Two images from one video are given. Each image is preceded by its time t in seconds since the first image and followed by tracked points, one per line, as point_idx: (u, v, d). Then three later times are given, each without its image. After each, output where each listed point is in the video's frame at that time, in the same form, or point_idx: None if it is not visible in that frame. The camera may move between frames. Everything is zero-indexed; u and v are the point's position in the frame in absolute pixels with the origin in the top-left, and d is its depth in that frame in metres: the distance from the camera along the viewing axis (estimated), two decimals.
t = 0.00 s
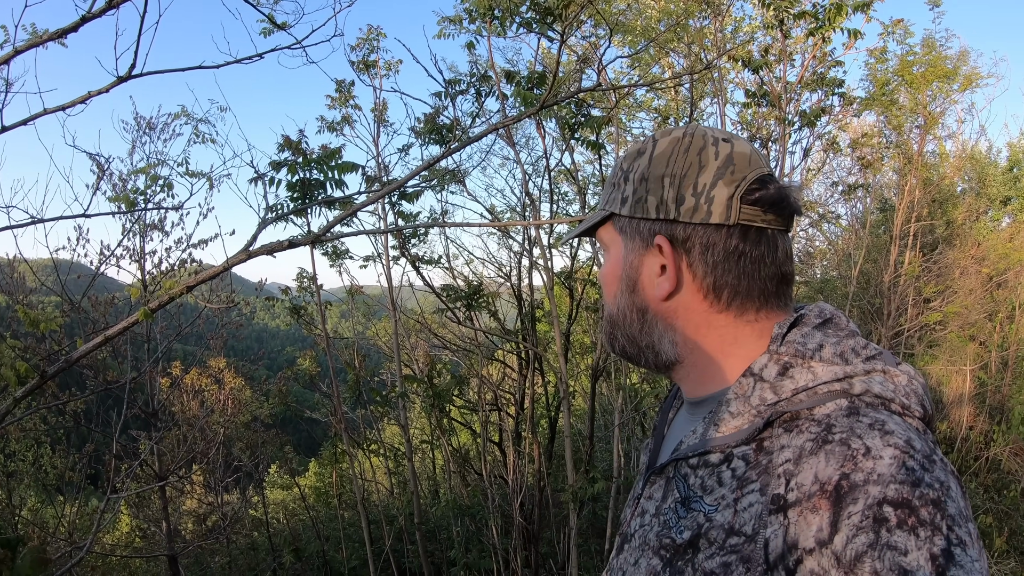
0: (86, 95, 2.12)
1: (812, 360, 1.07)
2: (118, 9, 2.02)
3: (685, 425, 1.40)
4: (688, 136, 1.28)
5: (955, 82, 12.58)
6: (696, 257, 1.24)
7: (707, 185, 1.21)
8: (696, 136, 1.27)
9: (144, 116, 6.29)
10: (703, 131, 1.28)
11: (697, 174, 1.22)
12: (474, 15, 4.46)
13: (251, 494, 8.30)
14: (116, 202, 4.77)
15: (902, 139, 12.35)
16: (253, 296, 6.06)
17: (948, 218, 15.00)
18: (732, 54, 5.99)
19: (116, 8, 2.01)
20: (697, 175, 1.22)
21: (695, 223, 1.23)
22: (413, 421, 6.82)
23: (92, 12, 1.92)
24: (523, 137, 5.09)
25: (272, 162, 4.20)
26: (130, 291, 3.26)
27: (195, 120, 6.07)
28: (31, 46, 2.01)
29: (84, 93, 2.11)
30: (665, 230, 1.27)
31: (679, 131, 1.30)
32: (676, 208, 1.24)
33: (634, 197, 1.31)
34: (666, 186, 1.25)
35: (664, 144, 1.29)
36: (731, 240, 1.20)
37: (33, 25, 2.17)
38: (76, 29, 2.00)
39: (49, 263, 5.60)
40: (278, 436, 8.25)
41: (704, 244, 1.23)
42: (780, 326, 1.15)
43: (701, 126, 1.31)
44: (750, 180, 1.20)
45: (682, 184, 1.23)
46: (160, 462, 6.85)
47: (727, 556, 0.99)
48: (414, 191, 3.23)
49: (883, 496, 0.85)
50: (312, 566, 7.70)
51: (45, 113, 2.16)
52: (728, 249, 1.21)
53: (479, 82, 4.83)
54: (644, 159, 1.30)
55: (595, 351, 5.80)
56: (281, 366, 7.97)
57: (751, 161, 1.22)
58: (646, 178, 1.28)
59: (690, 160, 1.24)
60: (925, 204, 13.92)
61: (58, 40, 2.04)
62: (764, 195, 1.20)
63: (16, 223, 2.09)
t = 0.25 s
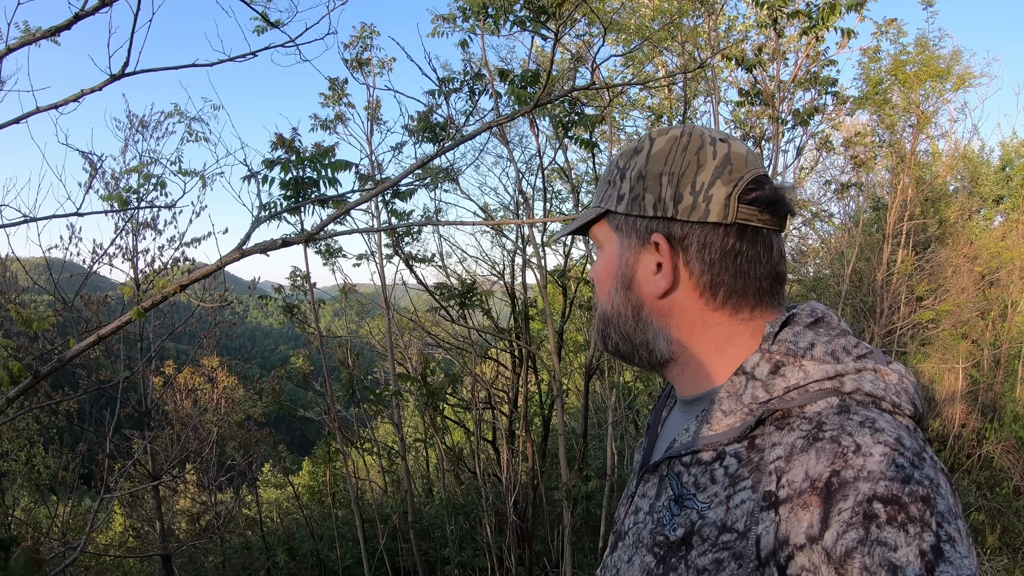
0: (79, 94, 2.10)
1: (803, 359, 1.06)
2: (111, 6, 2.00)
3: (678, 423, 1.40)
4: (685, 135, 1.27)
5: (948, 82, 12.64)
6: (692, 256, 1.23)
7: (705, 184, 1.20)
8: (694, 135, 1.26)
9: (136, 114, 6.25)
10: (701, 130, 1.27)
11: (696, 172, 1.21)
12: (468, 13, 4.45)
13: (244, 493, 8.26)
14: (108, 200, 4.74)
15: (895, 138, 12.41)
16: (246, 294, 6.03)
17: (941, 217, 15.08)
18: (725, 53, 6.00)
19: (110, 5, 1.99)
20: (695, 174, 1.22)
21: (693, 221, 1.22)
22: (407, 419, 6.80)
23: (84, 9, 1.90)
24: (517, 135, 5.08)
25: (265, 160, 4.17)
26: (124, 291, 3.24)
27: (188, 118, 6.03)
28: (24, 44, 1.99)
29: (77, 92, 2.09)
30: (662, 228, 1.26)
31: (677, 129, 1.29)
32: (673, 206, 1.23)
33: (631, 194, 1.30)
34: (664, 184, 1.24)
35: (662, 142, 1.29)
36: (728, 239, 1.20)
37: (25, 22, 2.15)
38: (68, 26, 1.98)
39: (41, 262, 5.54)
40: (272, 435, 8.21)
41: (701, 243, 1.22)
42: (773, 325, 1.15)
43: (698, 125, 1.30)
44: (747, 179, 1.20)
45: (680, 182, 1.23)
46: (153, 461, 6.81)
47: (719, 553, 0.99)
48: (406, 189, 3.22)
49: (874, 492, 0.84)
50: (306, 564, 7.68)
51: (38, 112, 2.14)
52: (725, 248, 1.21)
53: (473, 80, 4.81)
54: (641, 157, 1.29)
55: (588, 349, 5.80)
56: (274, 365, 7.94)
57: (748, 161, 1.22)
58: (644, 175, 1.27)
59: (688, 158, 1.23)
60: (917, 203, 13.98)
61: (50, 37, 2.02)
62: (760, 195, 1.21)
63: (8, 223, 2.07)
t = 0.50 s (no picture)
0: (73, 91, 2.06)
1: (803, 358, 1.04)
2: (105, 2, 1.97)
3: (677, 424, 1.37)
4: (683, 132, 1.24)
5: (943, 81, 12.66)
6: (690, 254, 1.21)
7: (702, 182, 1.18)
8: (691, 132, 1.23)
9: (131, 112, 6.20)
10: (698, 128, 1.24)
11: (693, 170, 1.19)
12: (463, 11, 4.41)
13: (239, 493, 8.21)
14: (102, 199, 4.68)
15: (891, 137, 12.43)
16: (241, 293, 5.99)
17: (936, 216, 15.11)
18: (720, 52, 5.99)
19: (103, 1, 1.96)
20: (692, 171, 1.19)
21: (689, 220, 1.19)
22: (402, 418, 6.77)
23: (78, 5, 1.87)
24: (512, 134, 5.06)
25: (260, 158, 4.13)
26: (116, 290, 3.19)
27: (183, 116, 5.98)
28: (17, 40, 1.96)
29: (69, 89, 2.06)
30: (659, 226, 1.23)
31: (674, 126, 1.27)
32: (670, 204, 1.20)
33: (628, 192, 1.27)
34: (661, 181, 1.22)
35: (659, 140, 1.26)
36: (726, 237, 1.17)
37: (18, 18, 2.11)
38: (61, 22, 1.94)
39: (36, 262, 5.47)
40: (267, 434, 8.16)
41: (699, 241, 1.19)
42: (772, 324, 1.12)
43: (696, 122, 1.27)
44: (745, 177, 1.17)
45: (677, 179, 1.20)
46: (148, 462, 6.76)
47: (720, 556, 0.96)
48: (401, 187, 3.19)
49: (877, 493, 0.82)
50: (302, 565, 7.63)
51: (31, 109, 2.11)
52: (722, 246, 1.18)
53: (468, 78, 4.78)
54: (638, 154, 1.27)
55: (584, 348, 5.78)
56: (269, 364, 7.90)
57: (746, 158, 1.20)
58: (641, 173, 1.25)
59: (685, 155, 1.20)
60: (913, 202, 14.00)
61: (43, 33, 1.99)
62: (758, 192, 1.18)
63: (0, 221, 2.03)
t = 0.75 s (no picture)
0: (70, 90, 2.05)
1: (800, 357, 1.04)
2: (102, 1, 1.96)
3: (676, 422, 1.38)
4: (676, 133, 1.25)
5: (938, 81, 12.72)
6: (684, 254, 1.21)
7: (695, 182, 1.19)
8: (684, 133, 1.24)
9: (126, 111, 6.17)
10: (692, 128, 1.25)
11: (686, 170, 1.19)
12: (459, 10, 4.41)
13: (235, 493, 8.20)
14: (97, 198, 4.66)
15: (886, 137, 12.48)
16: (236, 293, 5.98)
17: (930, 215, 15.17)
18: (716, 52, 6.01)
19: None
20: (685, 171, 1.20)
21: (682, 219, 1.20)
22: (398, 418, 6.76)
23: (75, 4, 1.86)
24: (508, 134, 5.06)
25: (256, 158, 4.12)
26: (113, 290, 3.18)
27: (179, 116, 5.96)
28: (14, 39, 1.95)
29: (67, 88, 2.05)
30: (653, 226, 1.24)
31: (668, 127, 1.28)
32: (664, 204, 1.21)
33: (623, 192, 1.28)
34: (655, 182, 1.23)
35: (653, 140, 1.27)
36: (719, 237, 1.18)
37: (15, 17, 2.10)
38: (59, 22, 1.93)
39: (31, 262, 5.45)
40: (263, 434, 8.13)
41: (692, 240, 1.20)
42: (768, 323, 1.13)
43: (689, 123, 1.28)
44: (738, 176, 1.18)
45: (670, 180, 1.21)
46: (144, 462, 6.74)
47: (718, 553, 0.97)
48: (397, 187, 3.19)
49: (872, 492, 0.82)
50: (298, 565, 7.62)
51: (28, 108, 2.09)
52: (716, 246, 1.19)
53: (464, 78, 4.78)
54: (632, 155, 1.28)
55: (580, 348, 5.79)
56: (265, 364, 7.88)
57: (739, 158, 1.20)
58: (634, 174, 1.26)
59: (678, 156, 1.21)
60: (908, 201, 14.06)
61: (40, 33, 1.98)
62: (752, 191, 1.19)
63: None
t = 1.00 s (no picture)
0: (66, 89, 2.04)
1: (799, 355, 1.04)
2: None
3: (677, 421, 1.37)
4: (676, 131, 1.24)
5: (935, 82, 12.75)
6: (685, 252, 1.20)
7: (696, 180, 1.17)
8: (683, 131, 1.23)
9: (123, 111, 6.15)
10: (692, 125, 1.24)
11: (687, 168, 1.18)
12: (457, 10, 4.40)
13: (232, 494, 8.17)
14: (94, 198, 4.63)
15: (883, 137, 12.51)
16: (234, 293, 5.96)
17: (927, 216, 15.21)
18: (713, 52, 6.01)
19: None
20: (686, 169, 1.19)
21: (683, 218, 1.19)
22: (395, 418, 6.74)
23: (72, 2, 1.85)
24: (505, 133, 5.06)
25: (253, 158, 4.11)
26: (110, 290, 3.16)
27: (176, 115, 5.94)
28: (10, 37, 1.93)
29: (63, 87, 2.03)
30: (655, 224, 1.23)
31: (666, 125, 1.27)
32: (665, 202, 1.20)
33: (623, 191, 1.27)
34: (656, 180, 1.21)
35: (653, 138, 1.26)
36: (721, 234, 1.17)
37: (12, 16, 2.09)
38: (56, 20, 1.92)
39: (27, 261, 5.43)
40: (260, 435, 8.07)
41: (694, 238, 1.19)
42: (767, 321, 1.12)
43: (686, 121, 1.27)
44: (739, 174, 1.17)
45: (672, 178, 1.19)
46: (140, 462, 6.70)
47: (718, 552, 0.96)
48: (395, 186, 3.17)
49: (872, 489, 0.82)
50: (295, 565, 7.60)
51: (24, 107, 2.08)
52: (717, 244, 1.18)
53: (461, 77, 4.77)
54: (632, 153, 1.27)
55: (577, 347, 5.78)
56: (262, 364, 7.86)
57: (738, 155, 1.20)
58: (635, 172, 1.24)
59: (679, 154, 1.20)
60: (905, 202, 14.08)
61: (37, 31, 1.96)
62: (752, 189, 1.18)
63: None
